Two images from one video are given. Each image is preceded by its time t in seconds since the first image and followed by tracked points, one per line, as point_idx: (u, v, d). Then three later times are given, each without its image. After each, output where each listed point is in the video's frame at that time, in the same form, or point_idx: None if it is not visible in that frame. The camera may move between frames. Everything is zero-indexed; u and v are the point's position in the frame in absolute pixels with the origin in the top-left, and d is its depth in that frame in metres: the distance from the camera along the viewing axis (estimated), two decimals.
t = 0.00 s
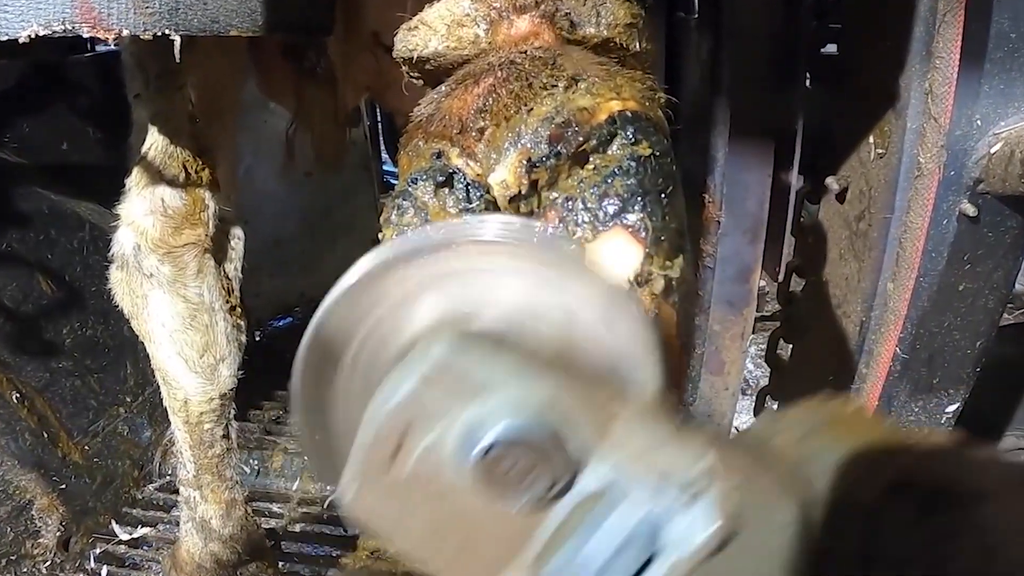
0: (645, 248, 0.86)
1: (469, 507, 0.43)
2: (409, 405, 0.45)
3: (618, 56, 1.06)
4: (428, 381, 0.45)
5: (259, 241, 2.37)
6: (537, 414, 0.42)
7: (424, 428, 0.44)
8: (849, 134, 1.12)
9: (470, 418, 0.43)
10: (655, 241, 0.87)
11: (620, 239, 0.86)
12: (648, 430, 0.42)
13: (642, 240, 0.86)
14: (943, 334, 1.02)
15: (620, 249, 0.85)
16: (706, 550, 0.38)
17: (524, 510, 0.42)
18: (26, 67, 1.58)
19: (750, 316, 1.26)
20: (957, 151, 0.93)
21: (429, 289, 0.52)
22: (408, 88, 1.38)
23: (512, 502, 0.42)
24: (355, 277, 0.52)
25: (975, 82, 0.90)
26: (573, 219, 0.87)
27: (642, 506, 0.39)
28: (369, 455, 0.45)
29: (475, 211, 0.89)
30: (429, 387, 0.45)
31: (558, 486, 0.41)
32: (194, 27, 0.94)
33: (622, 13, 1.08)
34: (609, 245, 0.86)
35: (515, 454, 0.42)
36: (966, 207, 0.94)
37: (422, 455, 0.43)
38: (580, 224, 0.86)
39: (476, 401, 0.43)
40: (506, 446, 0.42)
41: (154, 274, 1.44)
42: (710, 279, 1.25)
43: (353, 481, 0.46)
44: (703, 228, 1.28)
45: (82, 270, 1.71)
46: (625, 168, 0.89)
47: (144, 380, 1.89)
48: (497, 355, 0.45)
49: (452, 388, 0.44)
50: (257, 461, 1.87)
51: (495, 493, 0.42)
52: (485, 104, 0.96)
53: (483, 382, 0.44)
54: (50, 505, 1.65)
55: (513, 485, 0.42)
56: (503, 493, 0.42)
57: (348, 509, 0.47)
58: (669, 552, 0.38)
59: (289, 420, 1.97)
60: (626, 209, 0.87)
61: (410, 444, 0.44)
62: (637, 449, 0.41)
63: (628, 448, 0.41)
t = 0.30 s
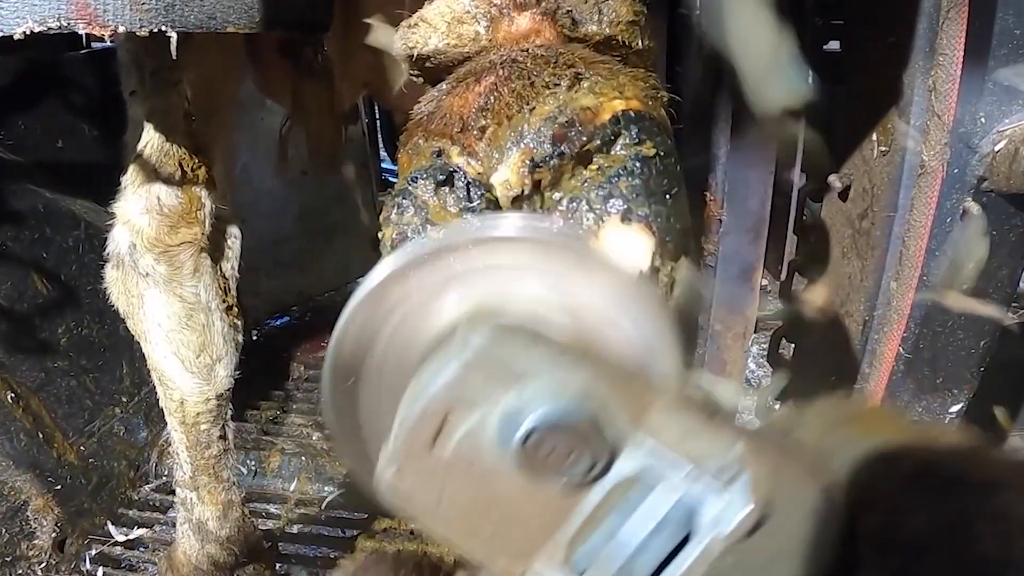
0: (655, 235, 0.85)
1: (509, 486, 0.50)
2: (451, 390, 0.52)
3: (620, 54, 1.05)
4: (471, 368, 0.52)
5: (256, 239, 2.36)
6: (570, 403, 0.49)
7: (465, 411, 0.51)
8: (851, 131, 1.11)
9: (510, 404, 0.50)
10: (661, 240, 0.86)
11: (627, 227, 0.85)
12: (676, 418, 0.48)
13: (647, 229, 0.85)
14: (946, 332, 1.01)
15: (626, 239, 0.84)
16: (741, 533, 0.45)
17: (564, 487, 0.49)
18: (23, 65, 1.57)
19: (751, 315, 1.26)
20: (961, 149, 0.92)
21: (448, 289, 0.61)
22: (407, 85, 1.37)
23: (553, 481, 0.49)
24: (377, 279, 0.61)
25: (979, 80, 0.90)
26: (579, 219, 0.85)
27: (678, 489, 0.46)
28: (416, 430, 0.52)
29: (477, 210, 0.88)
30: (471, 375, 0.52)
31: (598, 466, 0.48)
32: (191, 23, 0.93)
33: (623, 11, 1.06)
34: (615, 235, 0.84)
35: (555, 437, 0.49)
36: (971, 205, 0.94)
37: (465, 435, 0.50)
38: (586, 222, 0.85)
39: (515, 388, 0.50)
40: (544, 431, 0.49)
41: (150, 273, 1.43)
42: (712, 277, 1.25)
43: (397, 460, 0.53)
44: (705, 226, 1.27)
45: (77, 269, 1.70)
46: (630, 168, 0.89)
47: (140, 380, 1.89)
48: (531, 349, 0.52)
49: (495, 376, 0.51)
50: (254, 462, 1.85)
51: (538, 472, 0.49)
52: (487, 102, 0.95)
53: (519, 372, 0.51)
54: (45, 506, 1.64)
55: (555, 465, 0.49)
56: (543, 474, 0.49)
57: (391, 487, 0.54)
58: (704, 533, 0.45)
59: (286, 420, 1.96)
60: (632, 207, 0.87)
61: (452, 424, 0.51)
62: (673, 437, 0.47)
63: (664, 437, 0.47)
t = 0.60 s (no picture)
0: (651, 232, 0.87)
1: None
2: (371, 501, 0.68)
3: (619, 52, 1.05)
4: (383, 489, 0.68)
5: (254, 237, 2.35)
6: (475, 517, 0.65)
7: (384, 516, 0.68)
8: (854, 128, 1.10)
9: (424, 512, 0.67)
10: (658, 237, 0.87)
11: (624, 225, 0.87)
12: (569, 525, 0.66)
13: (645, 227, 0.87)
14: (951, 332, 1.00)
15: (621, 240, 0.87)
16: None
17: None
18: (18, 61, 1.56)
19: (753, 311, 1.24)
20: (965, 147, 0.91)
21: (392, 396, 0.80)
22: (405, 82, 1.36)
23: None
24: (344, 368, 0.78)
25: (982, 78, 0.88)
26: (575, 217, 0.87)
27: None
28: (343, 537, 0.69)
29: (475, 208, 0.91)
30: (388, 487, 0.68)
31: (501, 567, 0.65)
32: (187, 20, 0.91)
33: (623, 7, 1.04)
34: (611, 233, 0.87)
35: (461, 543, 0.65)
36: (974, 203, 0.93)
37: (388, 538, 0.68)
38: (581, 219, 0.87)
39: (429, 499, 0.67)
40: (452, 538, 0.65)
41: (147, 272, 1.42)
42: (712, 276, 1.22)
43: (332, 563, 0.69)
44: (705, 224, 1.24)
45: (74, 268, 1.69)
46: (626, 164, 0.88)
47: (137, 379, 1.87)
48: (437, 465, 0.69)
49: (407, 491, 0.68)
50: (251, 461, 1.85)
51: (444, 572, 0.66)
52: (484, 98, 0.93)
53: (428, 488, 0.68)
54: (41, 506, 1.63)
55: (460, 566, 0.65)
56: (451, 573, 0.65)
57: None
58: None
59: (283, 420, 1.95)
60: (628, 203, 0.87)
61: (374, 532, 0.68)
62: (563, 540, 0.65)
63: (554, 540, 0.65)
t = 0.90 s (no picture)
0: (652, 231, 0.85)
1: (485, 492, 0.45)
2: (428, 389, 0.46)
3: (620, 48, 1.03)
4: (448, 364, 0.47)
5: (251, 236, 2.34)
6: (552, 400, 0.43)
7: (443, 406, 0.46)
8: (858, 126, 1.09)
9: (489, 399, 0.44)
10: (660, 235, 0.85)
11: (625, 224, 0.84)
12: (671, 413, 0.42)
13: (647, 225, 0.85)
14: (955, 332, 0.98)
15: (624, 237, 0.84)
16: (736, 534, 0.39)
17: (545, 493, 0.43)
18: (13, 60, 1.55)
19: (755, 312, 1.22)
20: (969, 144, 0.90)
21: (431, 280, 0.56)
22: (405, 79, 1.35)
23: (532, 486, 0.44)
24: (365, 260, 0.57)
25: (987, 74, 0.87)
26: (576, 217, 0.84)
27: (668, 490, 0.40)
28: (391, 433, 0.47)
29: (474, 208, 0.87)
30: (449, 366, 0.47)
31: (581, 469, 0.42)
32: (184, 17, 0.91)
33: (624, 3, 1.04)
34: (614, 230, 0.84)
35: (535, 436, 0.43)
36: (978, 201, 0.90)
37: (441, 438, 0.45)
38: (582, 218, 0.84)
39: (495, 381, 0.45)
40: (523, 430, 0.43)
41: (143, 271, 1.41)
42: (714, 275, 1.21)
43: (372, 468, 0.48)
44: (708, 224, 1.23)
45: (69, 267, 1.67)
46: (627, 162, 0.87)
47: (133, 379, 1.86)
48: (515, 339, 0.47)
49: (474, 370, 0.46)
50: (249, 462, 1.83)
51: (516, 479, 0.44)
52: (483, 96, 0.93)
53: (499, 363, 0.45)
54: (36, 508, 1.62)
55: (535, 470, 0.43)
56: (521, 479, 0.44)
57: (365, 496, 0.49)
58: (693, 538, 0.39)
59: (281, 421, 1.94)
60: (629, 204, 0.85)
61: (426, 429, 0.46)
62: (661, 434, 0.41)
63: (650, 434, 0.41)
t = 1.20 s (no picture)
0: (659, 234, 0.84)
1: (502, 534, 0.50)
2: (448, 442, 0.52)
3: (622, 46, 1.02)
4: (466, 422, 0.52)
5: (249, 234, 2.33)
6: (566, 455, 0.50)
7: (458, 460, 0.51)
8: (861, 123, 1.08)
9: (504, 452, 0.50)
10: (667, 239, 0.84)
11: (631, 226, 0.84)
12: (664, 467, 0.51)
13: (651, 227, 0.84)
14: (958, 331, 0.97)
15: (628, 238, 0.83)
16: (728, 567, 0.49)
17: (557, 533, 0.50)
18: (9, 57, 1.54)
19: (756, 312, 1.21)
20: (973, 142, 0.89)
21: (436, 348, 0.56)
22: (404, 76, 1.34)
23: (546, 527, 0.50)
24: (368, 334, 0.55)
25: (991, 69, 0.87)
26: (581, 218, 0.83)
27: (666, 534, 0.49)
28: (414, 478, 0.52)
29: (475, 207, 0.87)
30: (465, 429, 0.52)
31: (590, 512, 0.50)
32: (181, 13, 0.90)
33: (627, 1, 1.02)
34: (616, 229, 0.83)
35: (547, 486, 0.50)
36: (982, 200, 0.90)
37: (460, 487, 0.51)
38: (586, 220, 0.83)
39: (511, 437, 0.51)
40: (538, 482, 0.50)
41: (139, 270, 1.40)
42: (716, 274, 1.20)
43: (396, 504, 0.52)
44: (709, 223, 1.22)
45: (64, 266, 1.67)
46: (634, 164, 0.85)
47: (130, 379, 1.85)
48: (525, 398, 0.53)
49: (491, 428, 0.52)
50: (245, 463, 1.82)
51: (531, 519, 0.50)
52: (486, 96, 0.92)
53: (513, 422, 0.52)
54: (31, 509, 1.62)
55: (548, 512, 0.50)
56: (535, 522, 0.50)
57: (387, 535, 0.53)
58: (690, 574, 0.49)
59: (278, 421, 1.93)
60: (635, 207, 0.84)
61: (446, 477, 0.51)
62: (654, 483, 0.50)
63: (652, 482, 0.50)
